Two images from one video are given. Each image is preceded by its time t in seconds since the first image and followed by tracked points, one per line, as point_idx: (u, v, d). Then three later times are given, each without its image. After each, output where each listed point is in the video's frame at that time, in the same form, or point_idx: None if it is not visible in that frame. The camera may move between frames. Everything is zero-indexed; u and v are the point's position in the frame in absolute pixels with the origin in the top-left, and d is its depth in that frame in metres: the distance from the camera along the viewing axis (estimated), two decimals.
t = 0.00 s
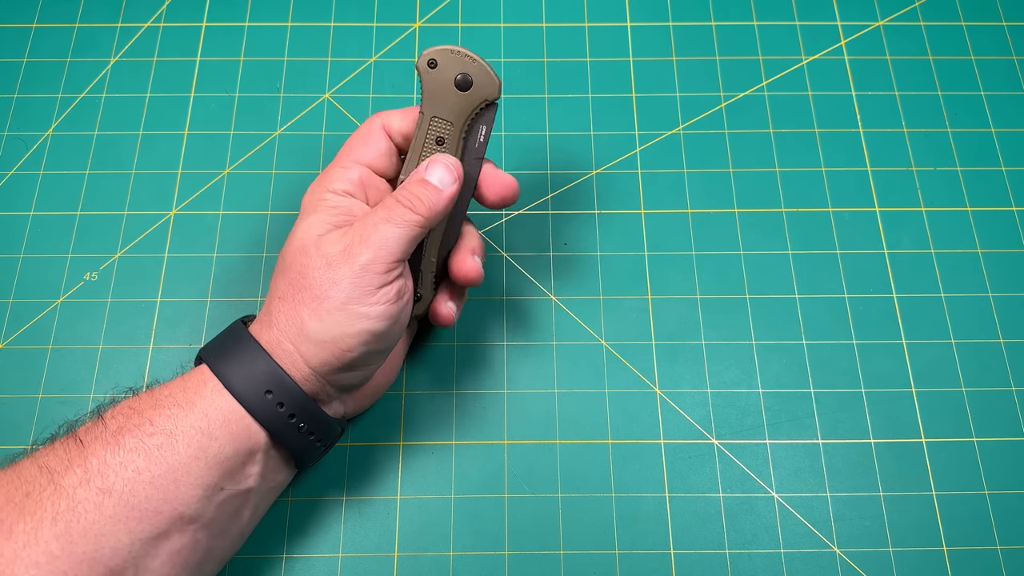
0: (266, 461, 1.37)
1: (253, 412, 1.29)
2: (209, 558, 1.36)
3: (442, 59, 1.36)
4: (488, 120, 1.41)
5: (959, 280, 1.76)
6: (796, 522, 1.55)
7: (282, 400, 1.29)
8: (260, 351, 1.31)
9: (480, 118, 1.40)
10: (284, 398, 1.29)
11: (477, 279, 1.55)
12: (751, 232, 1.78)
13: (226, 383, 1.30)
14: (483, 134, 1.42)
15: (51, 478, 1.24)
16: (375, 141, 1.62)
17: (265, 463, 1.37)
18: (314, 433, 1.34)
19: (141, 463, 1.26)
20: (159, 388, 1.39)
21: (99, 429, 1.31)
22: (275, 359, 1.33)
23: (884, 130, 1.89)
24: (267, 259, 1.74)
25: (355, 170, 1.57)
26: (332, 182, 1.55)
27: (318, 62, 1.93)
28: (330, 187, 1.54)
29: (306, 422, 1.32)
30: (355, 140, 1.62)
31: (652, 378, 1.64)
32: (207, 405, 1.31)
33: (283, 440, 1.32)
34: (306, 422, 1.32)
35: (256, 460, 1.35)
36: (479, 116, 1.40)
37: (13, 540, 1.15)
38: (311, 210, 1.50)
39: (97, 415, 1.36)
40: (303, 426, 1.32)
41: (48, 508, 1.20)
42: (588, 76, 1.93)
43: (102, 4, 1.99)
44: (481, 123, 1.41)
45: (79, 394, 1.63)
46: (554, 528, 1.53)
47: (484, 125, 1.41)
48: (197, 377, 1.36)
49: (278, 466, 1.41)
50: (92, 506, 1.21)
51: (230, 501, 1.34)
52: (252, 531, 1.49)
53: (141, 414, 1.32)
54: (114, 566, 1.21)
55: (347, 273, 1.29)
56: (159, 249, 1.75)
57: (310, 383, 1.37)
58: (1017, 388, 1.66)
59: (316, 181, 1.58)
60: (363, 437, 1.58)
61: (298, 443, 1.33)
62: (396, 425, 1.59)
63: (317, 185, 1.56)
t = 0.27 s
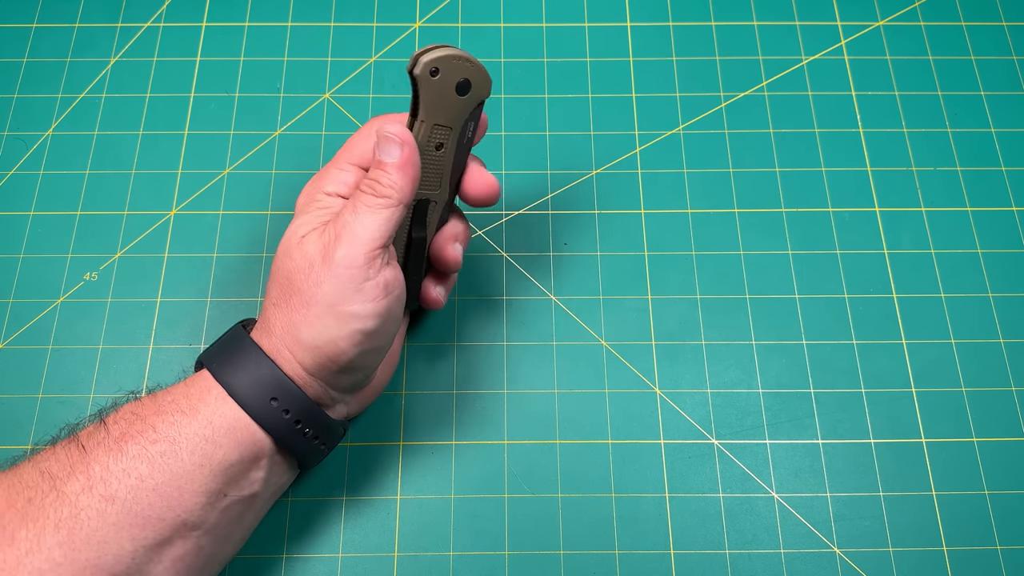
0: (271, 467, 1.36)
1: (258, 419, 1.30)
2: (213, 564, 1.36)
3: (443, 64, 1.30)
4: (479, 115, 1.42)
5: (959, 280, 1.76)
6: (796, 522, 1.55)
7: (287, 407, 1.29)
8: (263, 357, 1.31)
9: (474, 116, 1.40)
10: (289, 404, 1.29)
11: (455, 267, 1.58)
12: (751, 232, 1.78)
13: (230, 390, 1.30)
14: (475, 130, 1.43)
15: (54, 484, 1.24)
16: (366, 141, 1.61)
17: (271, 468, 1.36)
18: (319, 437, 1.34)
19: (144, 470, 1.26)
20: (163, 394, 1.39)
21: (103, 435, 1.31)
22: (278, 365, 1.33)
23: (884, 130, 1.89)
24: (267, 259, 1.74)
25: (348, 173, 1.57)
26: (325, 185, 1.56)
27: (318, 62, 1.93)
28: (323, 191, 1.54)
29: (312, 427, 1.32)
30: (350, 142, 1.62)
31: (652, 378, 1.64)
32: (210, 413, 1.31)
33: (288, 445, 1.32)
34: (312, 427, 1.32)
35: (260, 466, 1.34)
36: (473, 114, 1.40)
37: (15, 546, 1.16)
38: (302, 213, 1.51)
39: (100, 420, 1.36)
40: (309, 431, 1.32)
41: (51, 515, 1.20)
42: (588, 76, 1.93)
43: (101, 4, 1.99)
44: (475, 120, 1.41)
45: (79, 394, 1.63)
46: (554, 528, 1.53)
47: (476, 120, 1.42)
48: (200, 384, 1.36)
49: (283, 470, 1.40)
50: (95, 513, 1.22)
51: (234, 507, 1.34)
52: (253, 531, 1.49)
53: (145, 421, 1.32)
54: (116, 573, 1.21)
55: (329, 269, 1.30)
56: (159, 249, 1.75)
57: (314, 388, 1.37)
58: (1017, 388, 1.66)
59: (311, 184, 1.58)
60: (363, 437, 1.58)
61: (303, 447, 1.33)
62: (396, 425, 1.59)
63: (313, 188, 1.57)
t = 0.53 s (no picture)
0: (263, 459, 1.36)
1: (247, 409, 1.30)
2: (208, 557, 1.35)
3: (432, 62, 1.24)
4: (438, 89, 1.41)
5: (959, 280, 1.76)
6: (796, 522, 1.55)
7: (275, 397, 1.29)
8: (253, 347, 1.31)
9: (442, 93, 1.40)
10: (277, 394, 1.29)
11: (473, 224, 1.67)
12: (751, 232, 1.78)
13: (219, 381, 1.31)
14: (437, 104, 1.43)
15: (47, 476, 1.24)
16: (354, 130, 1.60)
17: (262, 460, 1.36)
18: (309, 429, 1.34)
19: (137, 459, 1.26)
20: (155, 385, 1.39)
21: (96, 426, 1.31)
22: (266, 355, 1.34)
23: (884, 130, 1.89)
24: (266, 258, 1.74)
25: (343, 165, 1.56)
26: (322, 179, 1.55)
27: (318, 62, 1.93)
28: (319, 185, 1.54)
29: (301, 417, 1.32)
30: (336, 131, 1.61)
31: (652, 378, 1.64)
32: (202, 402, 1.32)
33: (277, 436, 1.32)
34: (301, 418, 1.32)
35: (252, 457, 1.34)
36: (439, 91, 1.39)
37: (10, 538, 1.15)
38: (300, 206, 1.51)
39: (94, 413, 1.36)
40: (297, 421, 1.32)
41: (45, 506, 1.20)
42: (588, 76, 1.93)
43: (101, 4, 1.99)
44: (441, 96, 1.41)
45: (79, 394, 1.63)
46: (554, 528, 1.53)
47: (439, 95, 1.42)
48: (193, 374, 1.36)
49: (276, 464, 1.40)
50: (89, 503, 1.21)
51: (227, 498, 1.34)
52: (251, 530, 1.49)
53: (137, 411, 1.32)
54: (111, 564, 1.21)
55: (321, 262, 1.30)
56: (159, 249, 1.75)
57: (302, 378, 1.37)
58: (1017, 388, 1.66)
59: (307, 179, 1.58)
60: (363, 436, 1.58)
61: (293, 439, 1.33)
62: (396, 425, 1.59)
63: (307, 183, 1.57)
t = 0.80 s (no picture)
0: (263, 460, 1.36)
1: (247, 410, 1.30)
2: (209, 557, 1.35)
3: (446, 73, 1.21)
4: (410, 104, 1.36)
5: (959, 280, 1.76)
6: (796, 522, 1.55)
7: (275, 397, 1.29)
8: (254, 348, 1.32)
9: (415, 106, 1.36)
10: (278, 394, 1.30)
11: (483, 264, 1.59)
12: (752, 232, 1.78)
13: (219, 381, 1.31)
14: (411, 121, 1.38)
15: (48, 476, 1.24)
16: (351, 132, 1.60)
17: (262, 461, 1.36)
18: (309, 430, 1.34)
19: (137, 460, 1.26)
20: (156, 387, 1.39)
21: (96, 427, 1.32)
22: (268, 357, 1.34)
23: (884, 130, 1.89)
24: (267, 258, 1.74)
25: (342, 167, 1.56)
26: (322, 183, 1.55)
27: (318, 62, 1.93)
28: (319, 189, 1.54)
29: (301, 419, 1.32)
30: (332, 132, 1.61)
31: (652, 378, 1.64)
32: (202, 402, 1.32)
33: (277, 437, 1.32)
34: (301, 419, 1.32)
35: (253, 458, 1.34)
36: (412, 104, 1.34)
37: (10, 538, 1.16)
38: (303, 208, 1.51)
39: (94, 414, 1.36)
40: (298, 423, 1.32)
41: (45, 506, 1.20)
42: (588, 76, 1.93)
43: (101, 4, 1.99)
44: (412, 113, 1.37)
45: (79, 394, 1.63)
46: (554, 528, 1.53)
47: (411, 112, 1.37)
48: (193, 375, 1.36)
49: (276, 465, 1.39)
50: (89, 504, 1.21)
51: (227, 498, 1.33)
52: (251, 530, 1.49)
53: (138, 412, 1.32)
54: (111, 564, 1.21)
55: (325, 268, 1.30)
56: (159, 249, 1.75)
57: (303, 381, 1.37)
58: (1017, 388, 1.66)
59: (306, 182, 1.57)
60: (363, 436, 1.58)
61: (293, 440, 1.33)
62: (396, 425, 1.59)
63: (307, 186, 1.56)
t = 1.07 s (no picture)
0: (264, 460, 1.37)
1: (250, 411, 1.29)
2: (207, 557, 1.36)
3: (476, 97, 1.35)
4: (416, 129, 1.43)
5: (959, 280, 1.76)
6: (796, 522, 1.55)
7: (279, 399, 1.29)
8: (257, 349, 1.31)
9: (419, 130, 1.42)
10: (281, 396, 1.29)
11: (478, 299, 1.54)
12: (752, 232, 1.78)
13: (223, 382, 1.31)
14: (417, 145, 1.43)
15: (49, 478, 1.24)
16: (360, 138, 1.61)
17: (263, 462, 1.37)
18: (311, 431, 1.34)
19: (139, 462, 1.25)
20: (156, 388, 1.39)
21: (97, 429, 1.31)
22: (272, 358, 1.33)
23: (884, 130, 1.89)
24: (267, 258, 1.74)
25: (345, 168, 1.55)
26: (325, 181, 1.53)
27: (318, 62, 1.93)
28: (322, 188, 1.51)
29: (304, 420, 1.32)
30: (342, 136, 1.61)
31: (652, 378, 1.64)
32: (205, 404, 1.31)
33: (280, 438, 1.32)
34: (304, 420, 1.32)
35: (254, 459, 1.35)
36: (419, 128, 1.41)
37: (11, 540, 1.15)
38: (310, 206, 1.48)
39: (95, 415, 1.36)
40: (301, 424, 1.32)
41: (46, 508, 1.20)
42: (588, 76, 1.93)
43: (101, 4, 1.99)
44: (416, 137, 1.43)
45: (79, 394, 1.63)
46: (554, 528, 1.53)
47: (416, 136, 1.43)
48: (195, 376, 1.36)
49: (276, 465, 1.42)
50: (90, 506, 1.21)
51: (228, 499, 1.34)
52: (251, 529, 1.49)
53: (139, 414, 1.32)
54: (112, 566, 1.21)
55: (348, 275, 1.30)
56: (160, 249, 1.75)
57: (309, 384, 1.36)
58: (1017, 388, 1.66)
59: (309, 179, 1.56)
60: (363, 437, 1.58)
61: (295, 441, 1.33)
62: (396, 425, 1.59)
63: (310, 184, 1.54)
